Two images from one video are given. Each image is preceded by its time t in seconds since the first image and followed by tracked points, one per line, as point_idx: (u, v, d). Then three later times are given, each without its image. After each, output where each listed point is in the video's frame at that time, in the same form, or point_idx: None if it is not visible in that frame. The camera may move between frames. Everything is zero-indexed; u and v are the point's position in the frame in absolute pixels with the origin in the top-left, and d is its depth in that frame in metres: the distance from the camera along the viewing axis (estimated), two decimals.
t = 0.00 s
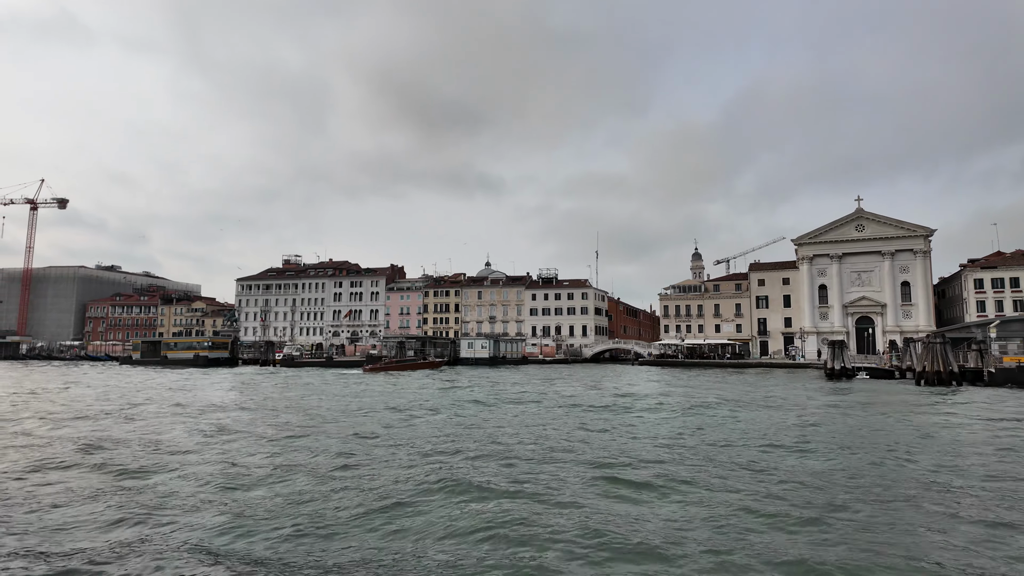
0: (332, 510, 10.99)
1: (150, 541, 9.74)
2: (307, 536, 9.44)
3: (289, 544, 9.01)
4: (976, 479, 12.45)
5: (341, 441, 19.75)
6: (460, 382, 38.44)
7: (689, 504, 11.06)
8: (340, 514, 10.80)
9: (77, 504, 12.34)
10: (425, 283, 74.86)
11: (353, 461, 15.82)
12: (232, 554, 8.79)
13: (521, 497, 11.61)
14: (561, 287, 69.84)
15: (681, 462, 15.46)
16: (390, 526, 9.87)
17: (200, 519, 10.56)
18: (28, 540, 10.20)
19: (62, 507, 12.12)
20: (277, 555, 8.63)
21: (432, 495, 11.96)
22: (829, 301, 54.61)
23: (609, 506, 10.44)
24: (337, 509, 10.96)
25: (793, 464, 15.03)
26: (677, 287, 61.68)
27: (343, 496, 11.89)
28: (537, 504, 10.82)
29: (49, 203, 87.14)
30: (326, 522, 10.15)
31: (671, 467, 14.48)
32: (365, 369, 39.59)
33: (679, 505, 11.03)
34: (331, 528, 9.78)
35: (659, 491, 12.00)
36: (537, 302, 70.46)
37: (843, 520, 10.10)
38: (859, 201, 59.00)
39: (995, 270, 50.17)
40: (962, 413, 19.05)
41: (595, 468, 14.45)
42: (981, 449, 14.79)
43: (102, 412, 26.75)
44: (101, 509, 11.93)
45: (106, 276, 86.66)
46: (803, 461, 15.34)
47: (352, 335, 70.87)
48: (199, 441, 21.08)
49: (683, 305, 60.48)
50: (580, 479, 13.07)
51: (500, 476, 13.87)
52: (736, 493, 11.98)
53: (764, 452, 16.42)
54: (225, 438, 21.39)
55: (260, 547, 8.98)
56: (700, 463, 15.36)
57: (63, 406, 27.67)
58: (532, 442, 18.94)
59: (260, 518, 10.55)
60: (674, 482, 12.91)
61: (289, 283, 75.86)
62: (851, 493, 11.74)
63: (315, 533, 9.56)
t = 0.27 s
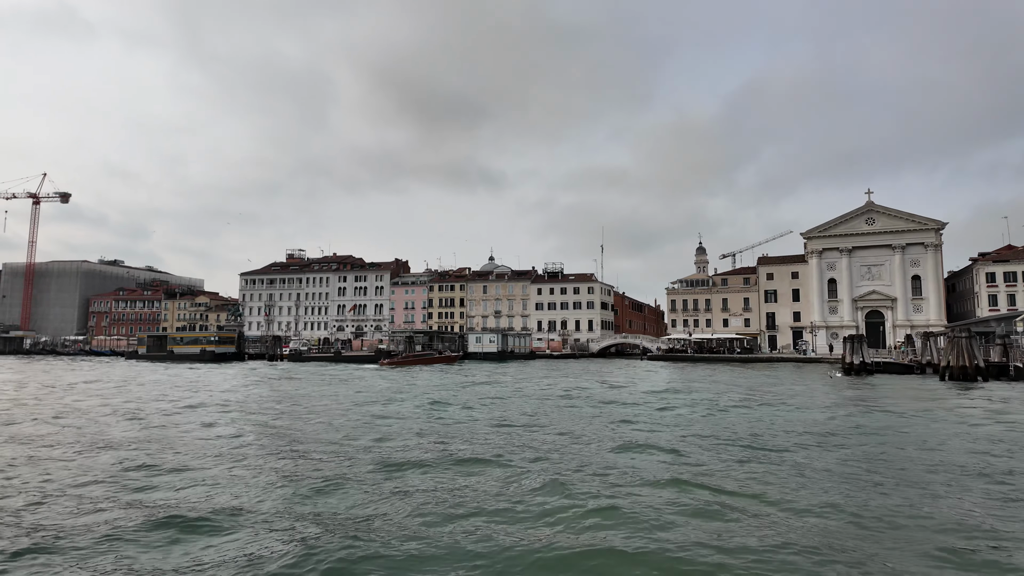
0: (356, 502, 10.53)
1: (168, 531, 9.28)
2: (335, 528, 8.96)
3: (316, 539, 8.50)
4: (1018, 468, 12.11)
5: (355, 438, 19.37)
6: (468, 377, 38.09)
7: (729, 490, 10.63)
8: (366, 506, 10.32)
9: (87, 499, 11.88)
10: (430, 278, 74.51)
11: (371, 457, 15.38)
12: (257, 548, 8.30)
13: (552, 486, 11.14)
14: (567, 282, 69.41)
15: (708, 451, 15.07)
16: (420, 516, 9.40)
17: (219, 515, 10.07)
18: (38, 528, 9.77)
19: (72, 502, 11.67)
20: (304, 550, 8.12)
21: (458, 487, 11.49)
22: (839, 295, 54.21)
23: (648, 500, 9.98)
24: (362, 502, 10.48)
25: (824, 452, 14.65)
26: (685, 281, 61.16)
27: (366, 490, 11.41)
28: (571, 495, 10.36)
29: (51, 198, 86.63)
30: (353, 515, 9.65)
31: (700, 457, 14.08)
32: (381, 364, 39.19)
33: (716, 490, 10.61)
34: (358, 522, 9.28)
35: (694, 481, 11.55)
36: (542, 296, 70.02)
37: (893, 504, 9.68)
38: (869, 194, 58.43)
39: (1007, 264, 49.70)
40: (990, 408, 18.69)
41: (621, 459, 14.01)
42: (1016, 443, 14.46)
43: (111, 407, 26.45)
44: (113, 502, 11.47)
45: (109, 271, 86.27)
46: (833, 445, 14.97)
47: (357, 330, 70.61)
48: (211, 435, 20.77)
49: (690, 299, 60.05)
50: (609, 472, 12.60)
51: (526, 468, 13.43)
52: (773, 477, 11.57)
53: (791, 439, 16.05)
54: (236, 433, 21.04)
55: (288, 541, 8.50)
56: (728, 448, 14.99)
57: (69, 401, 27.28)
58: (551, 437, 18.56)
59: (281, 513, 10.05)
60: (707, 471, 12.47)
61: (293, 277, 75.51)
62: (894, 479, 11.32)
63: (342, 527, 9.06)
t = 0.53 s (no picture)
0: (380, 500, 9.97)
1: (180, 535, 8.71)
2: (361, 531, 8.38)
3: (342, 547, 7.90)
4: None
5: (370, 434, 18.97)
6: (478, 373, 37.72)
7: (774, 479, 10.14)
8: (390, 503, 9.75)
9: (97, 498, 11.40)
10: (436, 274, 74.17)
11: (389, 452, 14.91)
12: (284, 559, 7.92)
13: (584, 481, 10.58)
14: (574, 278, 68.98)
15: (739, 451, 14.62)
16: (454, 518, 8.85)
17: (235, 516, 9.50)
18: (48, 529, 9.27)
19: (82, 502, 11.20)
20: (330, 557, 7.46)
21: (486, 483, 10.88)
22: (849, 291, 53.73)
23: (691, 493, 9.48)
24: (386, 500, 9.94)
25: (859, 451, 14.17)
26: (693, 277, 60.68)
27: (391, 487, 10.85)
28: (606, 486, 10.00)
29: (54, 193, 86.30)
30: (379, 516, 9.08)
31: (731, 452, 13.62)
32: (398, 359, 38.85)
33: (761, 479, 10.13)
34: (386, 525, 8.70)
35: (733, 471, 11.09)
36: (549, 292, 69.58)
37: (945, 487, 9.32)
38: (880, 189, 57.80)
39: (1022, 259, 49.09)
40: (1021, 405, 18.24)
41: (651, 456, 13.53)
42: None
43: (120, 404, 26.17)
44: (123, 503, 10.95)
45: (113, 267, 86.08)
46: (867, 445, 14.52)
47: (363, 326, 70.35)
48: (224, 432, 20.45)
49: (699, 295, 59.64)
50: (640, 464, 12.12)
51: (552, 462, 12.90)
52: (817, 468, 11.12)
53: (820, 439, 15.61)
54: (249, 430, 20.72)
55: (312, 545, 7.91)
56: (761, 445, 14.50)
57: (76, 398, 26.94)
58: (571, 434, 18.12)
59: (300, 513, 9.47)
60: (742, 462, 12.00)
61: (298, 273, 75.21)
62: (941, 469, 10.92)
63: (368, 532, 8.45)
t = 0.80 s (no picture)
0: (402, 488, 9.52)
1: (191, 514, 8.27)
2: (384, 516, 7.92)
3: (365, 531, 7.45)
4: None
5: (386, 432, 18.64)
6: (487, 371, 37.40)
7: (815, 476, 9.71)
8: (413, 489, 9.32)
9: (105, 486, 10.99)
10: (441, 271, 73.79)
11: (407, 448, 14.53)
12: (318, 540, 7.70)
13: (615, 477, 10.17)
14: (580, 275, 68.53)
15: (767, 448, 14.23)
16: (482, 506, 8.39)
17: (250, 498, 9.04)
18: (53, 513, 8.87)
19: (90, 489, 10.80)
20: (354, 544, 7.01)
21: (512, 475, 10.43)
22: (860, 287, 53.26)
23: (729, 492, 9.05)
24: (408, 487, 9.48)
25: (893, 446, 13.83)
26: (702, 274, 60.23)
27: (412, 477, 10.42)
28: (644, 481, 9.69)
29: (58, 190, 86.03)
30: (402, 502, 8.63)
31: (761, 449, 13.22)
32: (419, 356, 38.58)
33: (802, 478, 9.71)
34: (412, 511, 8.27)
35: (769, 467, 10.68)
36: (555, 289, 69.19)
37: (998, 486, 9.00)
38: (891, 184, 57.27)
39: None
40: None
41: (678, 451, 13.14)
42: None
43: (129, 401, 25.86)
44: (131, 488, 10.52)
45: (117, 265, 85.79)
46: (899, 442, 14.12)
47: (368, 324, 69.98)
48: (236, 429, 20.11)
49: (707, 292, 59.20)
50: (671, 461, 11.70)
51: (577, 456, 12.52)
52: (857, 465, 10.70)
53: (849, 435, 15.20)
54: (262, 426, 20.39)
55: (334, 527, 7.46)
56: (788, 443, 14.12)
57: (83, 394, 26.63)
58: (591, 430, 17.78)
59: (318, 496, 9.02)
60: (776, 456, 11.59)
61: (302, 271, 74.85)
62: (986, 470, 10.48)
63: (393, 516, 8.01)
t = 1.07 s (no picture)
0: (425, 508, 8.88)
1: (198, 536, 7.63)
2: (408, 546, 7.28)
3: (395, 557, 6.90)
4: None
5: (403, 431, 18.24)
6: (497, 370, 36.96)
7: (867, 494, 9.08)
8: (438, 511, 8.70)
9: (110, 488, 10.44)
10: (447, 269, 73.43)
11: (428, 450, 14.13)
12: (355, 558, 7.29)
13: (652, 488, 9.65)
14: (587, 273, 68.05)
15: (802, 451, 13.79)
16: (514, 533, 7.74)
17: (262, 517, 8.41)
18: (55, 523, 8.30)
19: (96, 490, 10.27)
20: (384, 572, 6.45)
21: (540, 485, 9.79)
22: (872, 286, 52.69)
23: (779, 509, 8.50)
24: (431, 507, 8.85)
25: (931, 450, 13.41)
26: (711, 272, 59.72)
27: (433, 491, 9.77)
28: (686, 494, 9.31)
29: (63, 188, 85.79)
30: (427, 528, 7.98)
31: (798, 452, 12.61)
32: (437, 355, 38.22)
33: (855, 495, 9.08)
34: (438, 540, 7.62)
35: (814, 479, 10.03)
36: (562, 288, 68.71)
37: None
38: (903, 181, 56.59)
39: None
40: None
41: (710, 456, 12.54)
42: None
43: (139, 400, 25.55)
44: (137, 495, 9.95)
45: (123, 263, 85.64)
46: (938, 449, 13.55)
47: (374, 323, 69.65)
48: (249, 430, 19.73)
49: (717, 290, 58.68)
50: (706, 468, 11.10)
51: (606, 459, 11.89)
52: (907, 480, 10.07)
53: (884, 440, 14.63)
54: (276, 426, 20.01)
55: (356, 558, 6.82)
56: (823, 448, 13.70)
57: (91, 394, 26.24)
58: (612, 430, 17.27)
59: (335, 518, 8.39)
60: (818, 466, 10.94)
61: (308, 269, 74.57)
62: None
63: (418, 547, 7.35)
